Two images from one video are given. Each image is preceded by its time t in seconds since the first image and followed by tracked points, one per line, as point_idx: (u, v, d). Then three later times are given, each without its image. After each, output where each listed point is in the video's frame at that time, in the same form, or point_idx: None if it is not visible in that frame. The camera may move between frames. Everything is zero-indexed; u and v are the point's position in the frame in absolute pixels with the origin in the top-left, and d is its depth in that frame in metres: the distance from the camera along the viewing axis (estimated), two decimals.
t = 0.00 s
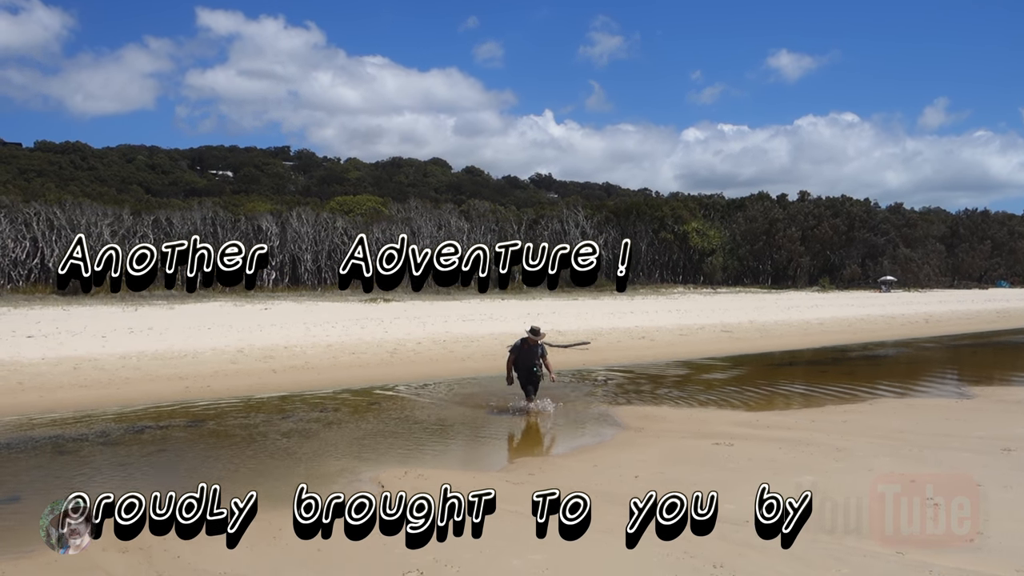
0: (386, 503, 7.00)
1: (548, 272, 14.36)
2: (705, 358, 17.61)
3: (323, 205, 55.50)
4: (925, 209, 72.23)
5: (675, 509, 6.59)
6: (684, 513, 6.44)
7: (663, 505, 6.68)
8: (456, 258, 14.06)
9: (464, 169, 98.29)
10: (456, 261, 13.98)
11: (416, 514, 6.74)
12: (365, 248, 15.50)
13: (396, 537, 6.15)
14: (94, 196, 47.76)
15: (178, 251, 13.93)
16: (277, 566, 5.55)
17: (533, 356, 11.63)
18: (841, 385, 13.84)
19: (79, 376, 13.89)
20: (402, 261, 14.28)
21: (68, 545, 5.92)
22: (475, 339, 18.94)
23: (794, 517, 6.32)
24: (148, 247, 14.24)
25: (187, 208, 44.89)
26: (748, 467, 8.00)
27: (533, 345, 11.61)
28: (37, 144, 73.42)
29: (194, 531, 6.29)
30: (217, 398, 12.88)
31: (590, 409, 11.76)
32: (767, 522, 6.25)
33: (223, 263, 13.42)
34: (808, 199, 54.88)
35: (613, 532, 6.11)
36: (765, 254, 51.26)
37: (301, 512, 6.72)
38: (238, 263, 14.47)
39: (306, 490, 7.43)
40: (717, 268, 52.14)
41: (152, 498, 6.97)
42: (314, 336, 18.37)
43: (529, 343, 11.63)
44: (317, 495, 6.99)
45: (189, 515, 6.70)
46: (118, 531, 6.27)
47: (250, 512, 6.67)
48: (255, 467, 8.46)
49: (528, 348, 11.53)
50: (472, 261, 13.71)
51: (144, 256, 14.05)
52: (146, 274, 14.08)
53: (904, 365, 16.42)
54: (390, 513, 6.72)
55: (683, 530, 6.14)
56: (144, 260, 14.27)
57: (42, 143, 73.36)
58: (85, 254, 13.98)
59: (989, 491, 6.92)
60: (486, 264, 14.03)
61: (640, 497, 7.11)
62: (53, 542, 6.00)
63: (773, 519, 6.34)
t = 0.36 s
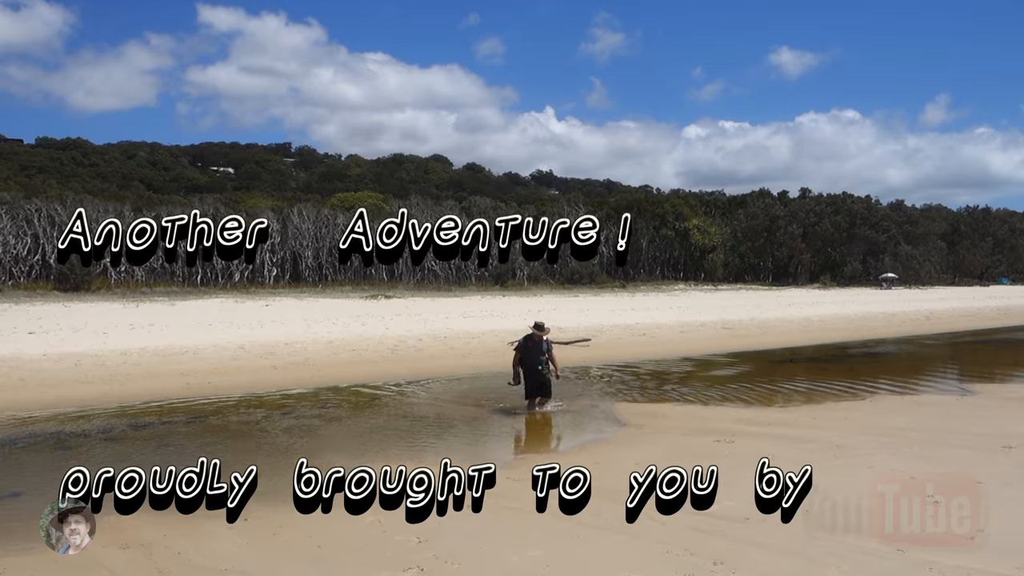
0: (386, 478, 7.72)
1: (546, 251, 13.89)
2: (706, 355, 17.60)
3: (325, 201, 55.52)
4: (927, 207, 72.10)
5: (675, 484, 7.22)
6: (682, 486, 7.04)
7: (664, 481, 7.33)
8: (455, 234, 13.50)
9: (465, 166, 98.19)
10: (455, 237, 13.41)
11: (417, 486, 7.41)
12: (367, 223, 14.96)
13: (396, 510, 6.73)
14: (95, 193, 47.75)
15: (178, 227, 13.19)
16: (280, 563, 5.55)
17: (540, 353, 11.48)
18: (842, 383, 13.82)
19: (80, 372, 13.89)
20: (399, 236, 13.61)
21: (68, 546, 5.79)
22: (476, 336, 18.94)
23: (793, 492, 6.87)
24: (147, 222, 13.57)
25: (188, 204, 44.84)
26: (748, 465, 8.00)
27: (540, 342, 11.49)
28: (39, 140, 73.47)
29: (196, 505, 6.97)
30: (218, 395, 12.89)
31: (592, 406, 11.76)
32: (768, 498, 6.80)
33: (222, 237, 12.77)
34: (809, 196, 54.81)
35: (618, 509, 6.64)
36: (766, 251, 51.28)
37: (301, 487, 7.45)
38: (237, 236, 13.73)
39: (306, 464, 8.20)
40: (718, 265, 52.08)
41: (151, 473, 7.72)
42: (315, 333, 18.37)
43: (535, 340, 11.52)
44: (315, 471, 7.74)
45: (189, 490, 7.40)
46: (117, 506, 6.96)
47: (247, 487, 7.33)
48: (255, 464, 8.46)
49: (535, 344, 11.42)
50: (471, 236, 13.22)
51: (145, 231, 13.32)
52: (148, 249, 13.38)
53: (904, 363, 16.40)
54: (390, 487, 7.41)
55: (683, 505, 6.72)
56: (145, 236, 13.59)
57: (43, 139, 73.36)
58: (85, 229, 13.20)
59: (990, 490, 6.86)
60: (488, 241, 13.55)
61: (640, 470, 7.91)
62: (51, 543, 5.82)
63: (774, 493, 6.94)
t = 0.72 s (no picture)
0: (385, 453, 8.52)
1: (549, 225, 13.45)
2: (705, 353, 17.59)
3: (325, 199, 55.48)
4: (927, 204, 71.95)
5: (675, 458, 8.02)
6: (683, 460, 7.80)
7: (664, 455, 8.08)
8: (455, 207, 13.05)
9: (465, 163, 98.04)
10: (455, 211, 12.94)
11: (414, 462, 8.00)
12: (365, 196, 14.45)
13: (396, 485, 7.47)
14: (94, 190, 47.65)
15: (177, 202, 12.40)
16: (279, 561, 5.54)
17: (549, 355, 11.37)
18: (841, 381, 13.81)
19: (79, 369, 13.89)
20: (398, 209, 13.14)
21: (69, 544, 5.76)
22: (475, 334, 18.95)
23: (793, 466, 7.57)
24: (146, 198, 12.41)
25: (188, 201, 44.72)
26: (745, 463, 7.99)
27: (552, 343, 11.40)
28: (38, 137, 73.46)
29: (195, 480, 7.71)
30: (217, 392, 12.89)
31: (592, 403, 11.76)
32: (769, 472, 7.49)
33: (222, 212, 12.09)
34: (809, 194, 54.72)
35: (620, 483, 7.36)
36: (765, 249, 51.31)
37: (302, 461, 8.16)
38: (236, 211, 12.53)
39: (306, 441, 8.90)
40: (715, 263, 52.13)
41: (151, 448, 8.46)
42: (314, 330, 18.36)
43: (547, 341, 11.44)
44: (316, 445, 8.48)
45: (189, 464, 8.13)
46: (118, 480, 7.72)
47: (247, 462, 8.09)
48: (255, 459, 8.48)
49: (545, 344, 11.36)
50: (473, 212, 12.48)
51: (143, 206, 12.50)
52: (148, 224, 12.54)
53: (904, 361, 16.37)
54: (391, 461, 8.21)
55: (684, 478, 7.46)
56: (144, 209, 12.75)
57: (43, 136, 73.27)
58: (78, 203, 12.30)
59: (991, 490, 6.83)
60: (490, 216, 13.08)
61: (640, 446, 8.89)
62: (51, 545, 5.76)
63: (774, 467, 7.67)
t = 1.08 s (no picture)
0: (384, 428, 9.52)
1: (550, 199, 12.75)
2: (702, 353, 17.60)
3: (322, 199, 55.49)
4: (924, 205, 72.01)
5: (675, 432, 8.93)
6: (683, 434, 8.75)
7: (664, 430, 8.98)
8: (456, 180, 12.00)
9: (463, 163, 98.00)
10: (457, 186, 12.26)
11: (414, 436, 9.08)
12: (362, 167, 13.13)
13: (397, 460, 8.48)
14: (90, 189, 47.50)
15: (177, 173, 11.42)
16: (275, 562, 5.51)
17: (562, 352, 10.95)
18: (837, 381, 13.83)
19: (75, 369, 13.85)
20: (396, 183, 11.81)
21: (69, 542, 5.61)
22: (472, 334, 18.94)
23: (792, 441, 8.49)
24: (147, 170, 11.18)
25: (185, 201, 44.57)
26: (742, 463, 7.99)
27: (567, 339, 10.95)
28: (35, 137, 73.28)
29: (195, 454, 8.71)
30: (212, 392, 12.87)
31: (589, 403, 11.76)
32: (769, 446, 8.44)
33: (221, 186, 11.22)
34: (806, 195, 54.72)
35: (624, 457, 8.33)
36: (761, 249, 51.38)
37: (302, 435, 9.14)
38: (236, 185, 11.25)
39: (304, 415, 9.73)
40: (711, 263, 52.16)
41: (151, 423, 9.40)
42: (311, 330, 18.33)
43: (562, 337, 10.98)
44: (316, 420, 9.37)
45: (189, 439, 9.12)
46: (118, 456, 8.72)
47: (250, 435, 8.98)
48: (252, 460, 8.47)
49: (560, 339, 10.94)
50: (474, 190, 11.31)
51: (142, 178, 11.51)
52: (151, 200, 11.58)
53: (901, 361, 16.39)
54: (390, 436, 9.20)
55: (684, 450, 8.47)
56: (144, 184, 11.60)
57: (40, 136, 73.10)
58: (72, 176, 11.09)
59: (990, 490, 6.83)
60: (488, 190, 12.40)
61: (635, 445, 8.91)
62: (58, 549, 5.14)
63: (774, 442, 8.60)
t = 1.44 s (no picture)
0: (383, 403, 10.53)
1: (556, 173, 11.93)
2: (698, 354, 17.64)
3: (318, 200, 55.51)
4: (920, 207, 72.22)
5: (675, 406, 9.92)
6: (682, 410, 9.83)
7: (665, 403, 9.91)
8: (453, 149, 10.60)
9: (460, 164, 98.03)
10: (455, 158, 11.36)
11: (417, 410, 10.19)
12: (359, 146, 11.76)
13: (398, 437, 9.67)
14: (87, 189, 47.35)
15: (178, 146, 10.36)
16: (271, 564, 5.50)
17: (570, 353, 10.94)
18: (833, 382, 13.88)
19: (70, 370, 13.84)
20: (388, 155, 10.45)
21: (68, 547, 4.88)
22: (469, 335, 18.94)
23: (792, 416, 9.65)
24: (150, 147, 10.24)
25: (181, 201, 44.42)
26: (738, 464, 8.01)
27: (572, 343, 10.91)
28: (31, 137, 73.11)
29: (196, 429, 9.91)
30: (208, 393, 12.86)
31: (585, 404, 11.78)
32: (770, 421, 9.66)
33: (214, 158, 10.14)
34: (802, 197, 54.83)
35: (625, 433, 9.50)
36: (757, 251, 51.49)
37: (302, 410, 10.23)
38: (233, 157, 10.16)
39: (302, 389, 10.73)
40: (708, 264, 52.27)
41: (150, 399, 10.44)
42: (307, 331, 18.31)
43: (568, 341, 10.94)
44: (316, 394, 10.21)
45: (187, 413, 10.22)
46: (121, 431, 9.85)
47: (247, 405, 9.78)
48: (249, 462, 8.46)
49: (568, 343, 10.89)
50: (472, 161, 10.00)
51: (139, 152, 10.29)
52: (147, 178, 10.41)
53: (896, 362, 16.45)
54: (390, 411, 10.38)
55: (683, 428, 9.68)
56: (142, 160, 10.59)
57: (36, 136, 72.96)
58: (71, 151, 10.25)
59: (988, 491, 6.87)
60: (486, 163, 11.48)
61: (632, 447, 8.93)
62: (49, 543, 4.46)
63: (775, 416, 9.76)
